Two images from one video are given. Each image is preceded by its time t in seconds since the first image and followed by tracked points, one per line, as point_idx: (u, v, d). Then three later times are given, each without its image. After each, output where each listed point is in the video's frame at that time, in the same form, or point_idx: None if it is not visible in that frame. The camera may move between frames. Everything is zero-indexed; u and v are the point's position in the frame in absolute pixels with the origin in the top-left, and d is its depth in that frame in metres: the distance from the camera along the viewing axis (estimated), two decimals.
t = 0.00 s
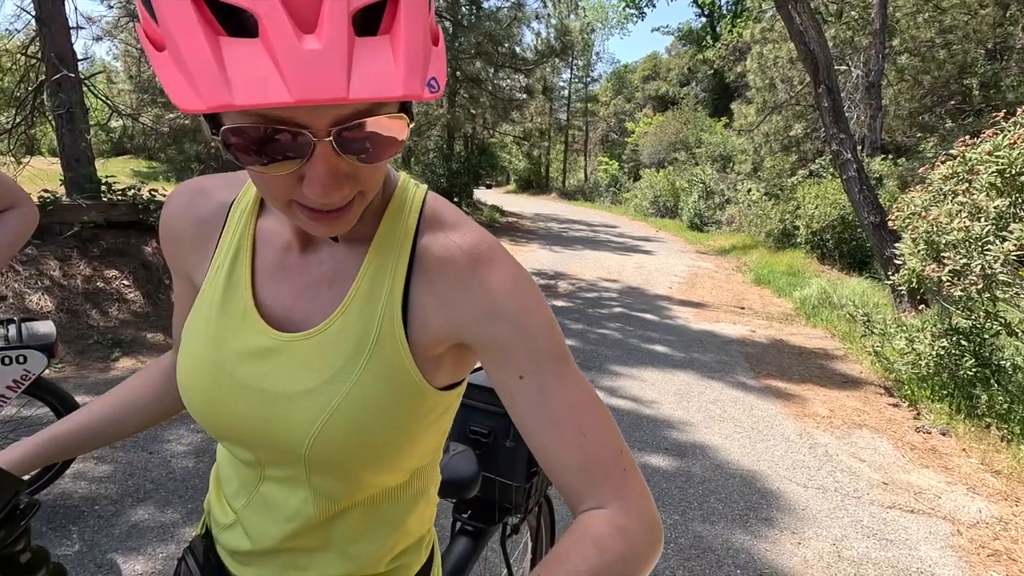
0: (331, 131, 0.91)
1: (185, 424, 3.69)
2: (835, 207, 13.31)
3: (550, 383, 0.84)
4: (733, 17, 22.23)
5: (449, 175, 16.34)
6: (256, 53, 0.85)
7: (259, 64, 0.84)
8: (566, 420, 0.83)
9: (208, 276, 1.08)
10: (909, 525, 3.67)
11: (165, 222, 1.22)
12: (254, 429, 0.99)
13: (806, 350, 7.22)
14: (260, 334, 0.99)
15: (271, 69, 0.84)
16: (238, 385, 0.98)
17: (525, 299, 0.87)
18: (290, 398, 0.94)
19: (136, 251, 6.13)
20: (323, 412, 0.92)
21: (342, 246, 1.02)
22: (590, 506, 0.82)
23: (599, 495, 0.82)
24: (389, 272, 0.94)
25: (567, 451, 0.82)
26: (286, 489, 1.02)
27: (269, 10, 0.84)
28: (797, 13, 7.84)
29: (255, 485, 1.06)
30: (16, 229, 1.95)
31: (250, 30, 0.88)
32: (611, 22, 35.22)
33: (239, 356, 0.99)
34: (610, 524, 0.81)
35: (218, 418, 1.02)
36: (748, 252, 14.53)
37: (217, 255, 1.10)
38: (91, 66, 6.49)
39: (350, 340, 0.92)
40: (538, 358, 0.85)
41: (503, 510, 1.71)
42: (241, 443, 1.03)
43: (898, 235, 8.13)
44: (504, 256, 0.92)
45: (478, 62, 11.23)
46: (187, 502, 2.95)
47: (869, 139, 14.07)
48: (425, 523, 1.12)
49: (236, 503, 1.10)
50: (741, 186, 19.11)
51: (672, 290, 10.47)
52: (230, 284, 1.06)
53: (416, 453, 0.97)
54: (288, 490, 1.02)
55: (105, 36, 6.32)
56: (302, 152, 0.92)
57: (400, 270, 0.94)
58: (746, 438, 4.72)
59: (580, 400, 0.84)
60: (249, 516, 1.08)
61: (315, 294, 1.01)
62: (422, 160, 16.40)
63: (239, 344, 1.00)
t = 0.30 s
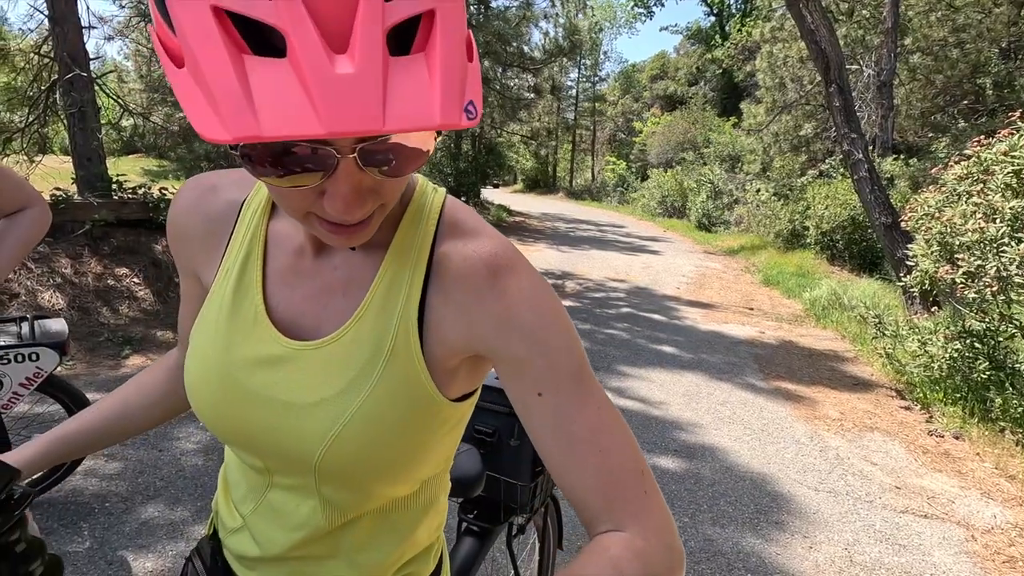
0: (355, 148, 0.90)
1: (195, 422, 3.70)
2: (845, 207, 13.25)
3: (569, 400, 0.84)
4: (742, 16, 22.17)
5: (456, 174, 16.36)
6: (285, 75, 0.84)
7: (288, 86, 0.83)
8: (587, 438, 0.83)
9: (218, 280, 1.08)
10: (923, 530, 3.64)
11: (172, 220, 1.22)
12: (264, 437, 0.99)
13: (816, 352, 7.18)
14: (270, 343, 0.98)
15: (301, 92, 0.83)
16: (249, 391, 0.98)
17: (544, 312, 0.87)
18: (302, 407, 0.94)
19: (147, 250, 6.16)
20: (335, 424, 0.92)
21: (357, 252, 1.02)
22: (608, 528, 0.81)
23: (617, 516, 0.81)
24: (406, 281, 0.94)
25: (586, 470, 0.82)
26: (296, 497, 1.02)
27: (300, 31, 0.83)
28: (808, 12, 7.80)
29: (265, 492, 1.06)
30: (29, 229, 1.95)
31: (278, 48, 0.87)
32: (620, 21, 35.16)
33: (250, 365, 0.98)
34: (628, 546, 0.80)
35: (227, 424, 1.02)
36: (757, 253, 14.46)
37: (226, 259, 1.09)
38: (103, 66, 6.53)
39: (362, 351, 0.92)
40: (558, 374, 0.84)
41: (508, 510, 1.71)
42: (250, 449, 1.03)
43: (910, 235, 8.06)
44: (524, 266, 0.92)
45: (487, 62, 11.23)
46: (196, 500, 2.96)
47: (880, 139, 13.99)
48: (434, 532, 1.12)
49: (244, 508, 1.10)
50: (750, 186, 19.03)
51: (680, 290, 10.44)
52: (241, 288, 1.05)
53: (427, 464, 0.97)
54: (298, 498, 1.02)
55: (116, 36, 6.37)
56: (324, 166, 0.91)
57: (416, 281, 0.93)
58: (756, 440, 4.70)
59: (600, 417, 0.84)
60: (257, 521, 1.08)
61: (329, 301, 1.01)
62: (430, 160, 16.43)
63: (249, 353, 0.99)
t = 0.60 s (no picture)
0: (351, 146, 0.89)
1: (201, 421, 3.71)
2: (855, 208, 13.18)
3: (569, 408, 0.83)
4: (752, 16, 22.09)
5: (463, 174, 16.37)
6: (277, 72, 0.82)
7: (281, 83, 0.82)
8: (586, 448, 0.82)
9: (216, 277, 1.07)
10: (935, 536, 3.60)
11: (167, 214, 1.22)
12: (260, 439, 0.98)
13: (824, 354, 7.14)
14: (266, 344, 0.97)
15: (294, 89, 0.82)
16: (245, 392, 0.97)
17: (544, 315, 0.86)
18: (298, 410, 0.93)
19: (155, 249, 6.19)
20: (331, 427, 0.91)
21: (356, 250, 1.01)
22: (607, 543, 0.80)
23: (618, 530, 0.81)
24: (405, 283, 0.93)
25: (585, 481, 0.81)
26: (292, 501, 1.01)
27: (292, 26, 0.81)
28: (818, 11, 7.77)
29: (260, 495, 1.05)
30: (34, 228, 1.96)
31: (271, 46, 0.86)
32: (628, 21, 35.11)
33: (246, 366, 0.98)
34: (628, 561, 0.79)
35: (222, 425, 1.02)
36: (765, 254, 14.40)
37: (223, 256, 1.09)
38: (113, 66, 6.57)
39: (359, 353, 0.91)
40: (559, 380, 0.83)
41: (509, 510, 1.71)
42: (246, 452, 1.02)
43: (922, 237, 8.00)
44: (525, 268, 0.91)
45: (495, 62, 11.23)
46: (202, 498, 2.96)
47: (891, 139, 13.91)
48: (432, 539, 1.11)
49: (240, 511, 1.10)
50: (759, 186, 18.95)
51: (688, 291, 10.41)
52: (236, 286, 1.04)
53: (424, 470, 0.97)
54: (293, 503, 1.01)
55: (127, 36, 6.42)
56: (320, 163, 0.90)
57: (415, 283, 0.92)
58: (764, 443, 4.67)
59: (601, 426, 0.83)
60: (253, 525, 1.07)
61: (327, 301, 1.00)
62: (437, 159, 16.46)
63: (245, 354, 0.98)
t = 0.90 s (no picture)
0: (342, 130, 0.90)
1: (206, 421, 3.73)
2: (862, 210, 13.13)
3: (566, 408, 0.83)
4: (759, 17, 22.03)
5: (469, 175, 16.38)
6: (260, 46, 0.83)
7: (264, 58, 0.82)
8: (584, 448, 0.82)
9: (215, 276, 1.08)
10: (944, 542, 3.58)
11: (168, 214, 1.23)
12: (257, 439, 0.98)
13: (832, 357, 7.11)
14: (263, 343, 0.98)
15: (278, 64, 0.82)
16: (241, 389, 0.98)
17: (543, 313, 0.86)
18: (294, 408, 0.93)
19: (163, 249, 6.22)
20: (327, 425, 0.92)
21: (354, 246, 1.01)
22: (604, 542, 0.81)
23: (613, 532, 0.81)
24: (402, 278, 0.93)
25: (580, 482, 0.81)
26: (289, 501, 1.01)
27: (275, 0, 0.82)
28: (826, 12, 7.74)
29: (257, 495, 1.06)
30: (39, 228, 1.97)
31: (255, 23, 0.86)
32: (634, 23, 35.08)
33: (243, 365, 0.98)
34: (624, 562, 0.79)
35: (219, 424, 1.02)
36: (772, 256, 14.36)
37: (221, 256, 1.10)
38: (122, 68, 6.61)
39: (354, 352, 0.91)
40: (555, 379, 0.84)
41: (510, 512, 1.71)
42: (242, 452, 1.03)
43: (930, 239, 7.94)
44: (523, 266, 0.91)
45: (501, 63, 11.24)
46: (206, 498, 2.98)
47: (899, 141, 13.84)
48: (429, 543, 1.11)
49: (236, 514, 1.10)
50: (766, 188, 18.89)
51: (694, 293, 10.39)
52: (234, 285, 1.05)
53: (420, 471, 0.97)
54: (289, 504, 1.01)
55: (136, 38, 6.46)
56: (313, 153, 0.91)
57: (413, 278, 0.92)
58: (771, 446, 4.65)
59: (598, 426, 0.83)
60: (249, 527, 1.08)
61: (325, 300, 1.00)
62: (443, 161, 16.48)
63: (242, 352, 0.99)
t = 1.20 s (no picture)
0: (343, 88, 0.92)
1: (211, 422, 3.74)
2: (870, 213, 13.14)
3: (566, 401, 0.83)
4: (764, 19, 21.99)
5: (474, 178, 16.37)
6: None
7: None
8: (581, 441, 0.82)
9: (226, 274, 1.08)
10: (953, 547, 3.55)
11: (187, 216, 1.23)
12: (261, 437, 0.98)
13: (838, 361, 7.08)
14: (271, 338, 0.98)
15: None
16: (246, 385, 0.98)
17: (543, 307, 0.87)
18: (300, 402, 0.93)
19: (169, 252, 6.25)
20: (331, 420, 0.91)
21: (360, 240, 1.02)
22: (598, 540, 0.80)
23: (608, 529, 0.80)
24: (408, 270, 0.94)
25: (573, 477, 0.81)
26: (293, 500, 1.01)
27: None
28: (832, 15, 7.72)
29: (262, 495, 1.06)
30: (45, 232, 1.98)
31: None
32: (639, 26, 35.08)
33: (250, 358, 0.99)
34: (616, 560, 0.78)
35: (225, 421, 1.02)
36: (778, 259, 14.31)
37: (234, 254, 1.11)
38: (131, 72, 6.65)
39: (359, 346, 0.91)
40: (554, 371, 0.84)
41: (515, 519, 1.70)
42: (248, 451, 1.02)
43: (938, 242, 7.90)
44: (526, 261, 0.91)
45: (506, 67, 11.24)
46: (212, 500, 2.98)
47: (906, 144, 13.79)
48: (434, 549, 1.10)
49: (240, 518, 1.10)
50: (772, 191, 18.85)
51: (699, 296, 10.36)
52: (245, 281, 1.06)
53: (423, 470, 0.96)
54: (294, 504, 1.01)
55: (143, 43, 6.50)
56: (316, 114, 0.93)
57: (419, 269, 0.93)
58: (777, 450, 4.63)
59: (597, 422, 0.83)
60: (255, 528, 1.07)
61: (332, 298, 1.00)
62: (448, 164, 16.48)
63: (250, 346, 0.99)
